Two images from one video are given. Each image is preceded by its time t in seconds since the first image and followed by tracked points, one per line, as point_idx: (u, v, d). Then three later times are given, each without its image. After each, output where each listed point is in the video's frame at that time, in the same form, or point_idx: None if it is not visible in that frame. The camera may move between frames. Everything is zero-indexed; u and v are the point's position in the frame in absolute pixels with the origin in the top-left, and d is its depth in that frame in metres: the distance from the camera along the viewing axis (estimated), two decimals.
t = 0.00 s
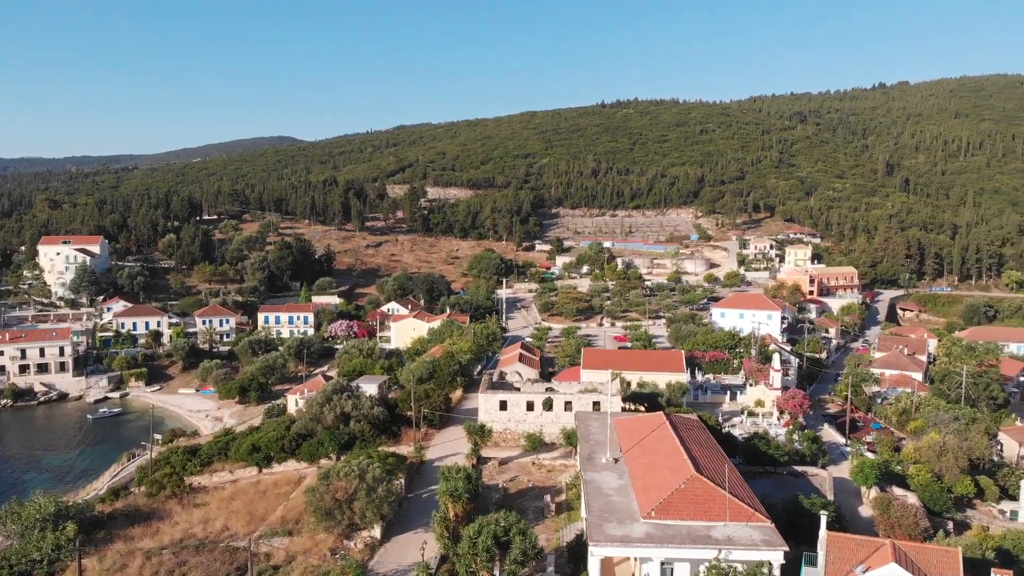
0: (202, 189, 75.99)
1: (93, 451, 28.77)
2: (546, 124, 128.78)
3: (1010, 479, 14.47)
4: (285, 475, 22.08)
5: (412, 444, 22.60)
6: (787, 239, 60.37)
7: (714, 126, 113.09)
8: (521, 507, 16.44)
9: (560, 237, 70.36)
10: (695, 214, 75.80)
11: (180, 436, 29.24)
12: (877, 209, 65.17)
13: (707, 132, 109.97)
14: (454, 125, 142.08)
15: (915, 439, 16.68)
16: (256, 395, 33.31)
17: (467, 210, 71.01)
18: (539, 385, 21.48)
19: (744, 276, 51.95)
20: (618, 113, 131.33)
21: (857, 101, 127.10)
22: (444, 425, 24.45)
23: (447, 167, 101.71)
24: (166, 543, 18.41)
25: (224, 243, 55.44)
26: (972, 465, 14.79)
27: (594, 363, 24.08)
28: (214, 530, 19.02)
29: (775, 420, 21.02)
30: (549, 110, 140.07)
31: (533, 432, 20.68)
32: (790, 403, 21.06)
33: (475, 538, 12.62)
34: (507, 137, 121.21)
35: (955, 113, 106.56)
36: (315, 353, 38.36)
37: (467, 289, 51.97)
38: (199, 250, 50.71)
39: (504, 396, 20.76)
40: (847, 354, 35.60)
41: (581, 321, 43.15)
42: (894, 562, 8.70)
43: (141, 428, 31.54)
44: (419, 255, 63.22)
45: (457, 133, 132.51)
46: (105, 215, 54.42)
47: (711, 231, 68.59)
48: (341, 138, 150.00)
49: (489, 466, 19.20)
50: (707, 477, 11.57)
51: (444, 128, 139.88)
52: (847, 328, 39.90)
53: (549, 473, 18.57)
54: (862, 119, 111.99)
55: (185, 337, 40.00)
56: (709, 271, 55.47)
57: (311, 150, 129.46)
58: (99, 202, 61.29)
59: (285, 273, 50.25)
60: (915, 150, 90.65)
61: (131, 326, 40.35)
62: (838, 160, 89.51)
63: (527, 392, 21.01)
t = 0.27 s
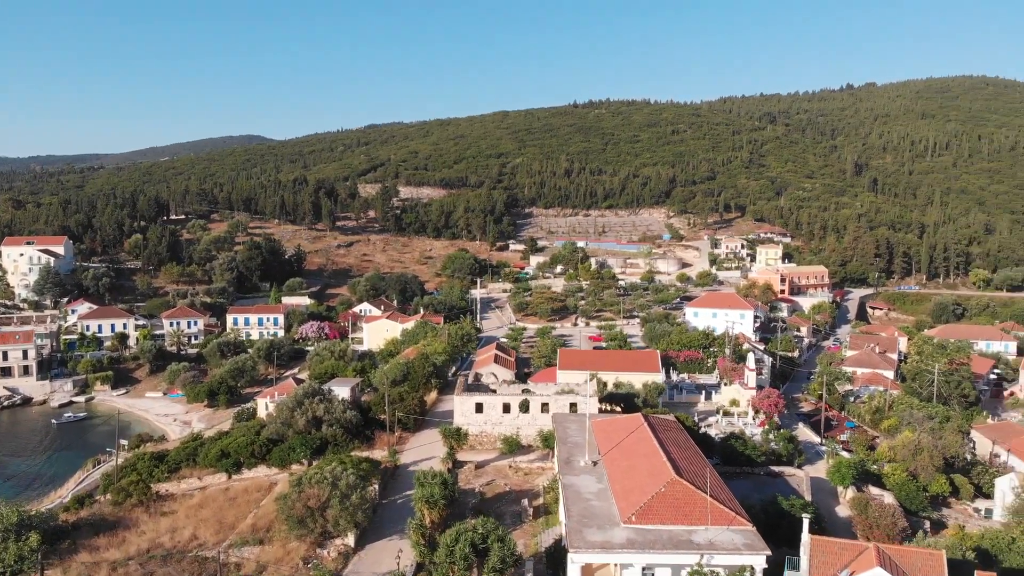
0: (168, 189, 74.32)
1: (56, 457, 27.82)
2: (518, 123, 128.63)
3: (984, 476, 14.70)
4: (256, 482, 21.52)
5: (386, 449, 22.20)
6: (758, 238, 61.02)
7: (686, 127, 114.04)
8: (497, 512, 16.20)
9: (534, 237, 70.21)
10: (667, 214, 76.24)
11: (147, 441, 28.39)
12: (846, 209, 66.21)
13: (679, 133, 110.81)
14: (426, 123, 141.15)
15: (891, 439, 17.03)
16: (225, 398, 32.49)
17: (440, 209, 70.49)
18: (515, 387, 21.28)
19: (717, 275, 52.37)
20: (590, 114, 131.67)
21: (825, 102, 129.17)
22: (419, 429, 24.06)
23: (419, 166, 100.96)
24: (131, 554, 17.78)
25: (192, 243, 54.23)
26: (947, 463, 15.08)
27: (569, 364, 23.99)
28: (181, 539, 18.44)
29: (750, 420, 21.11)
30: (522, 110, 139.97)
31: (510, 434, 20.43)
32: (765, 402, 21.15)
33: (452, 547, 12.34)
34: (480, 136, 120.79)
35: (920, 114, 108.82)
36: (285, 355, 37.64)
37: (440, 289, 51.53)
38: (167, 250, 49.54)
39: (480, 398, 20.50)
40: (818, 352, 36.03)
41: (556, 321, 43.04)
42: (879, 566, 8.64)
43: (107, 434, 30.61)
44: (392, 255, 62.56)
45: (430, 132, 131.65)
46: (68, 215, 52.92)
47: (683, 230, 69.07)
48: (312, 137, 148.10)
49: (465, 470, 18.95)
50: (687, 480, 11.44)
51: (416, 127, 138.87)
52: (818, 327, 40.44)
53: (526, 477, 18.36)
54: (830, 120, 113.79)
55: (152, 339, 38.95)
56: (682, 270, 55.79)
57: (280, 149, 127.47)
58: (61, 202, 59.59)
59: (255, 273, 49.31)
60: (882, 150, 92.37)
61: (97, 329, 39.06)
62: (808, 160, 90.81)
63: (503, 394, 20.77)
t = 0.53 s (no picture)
0: (132, 188, 72.55)
1: (17, 464, 26.83)
2: (491, 122, 128.33)
3: (957, 474, 14.98)
4: (225, 488, 20.95)
5: (359, 453, 21.78)
6: (729, 238, 61.64)
7: (657, 127, 114.87)
8: (473, 517, 15.95)
9: (507, 236, 70.00)
10: (639, 213, 76.61)
11: (113, 447, 27.54)
12: (815, 208, 67.20)
13: (650, 133, 111.54)
14: (398, 122, 140.06)
15: (865, 437, 17.34)
16: (193, 402, 31.64)
17: (412, 208, 69.88)
18: (491, 388, 21.04)
19: (689, 275, 52.73)
20: (562, 114, 131.89)
21: (794, 102, 131.14)
22: (393, 432, 23.68)
23: (390, 165, 100.06)
24: (94, 566, 17.14)
25: (158, 243, 52.94)
26: (921, 461, 15.41)
27: (545, 365, 23.84)
28: (147, 549, 17.85)
29: (725, 420, 21.19)
30: (494, 109, 139.66)
31: (486, 437, 20.19)
32: (740, 401, 21.23)
33: (427, 555, 12.06)
34: (452, 135, 120.18)
35: (886, 115, 111.07)
36: (255, 357, 36.86)
37: (413, 289, 51.05)
38: (132, 251, 48.26)
39: (455, 401, 20.20)
40: (789, 351, 36.45)
41: (530, 321, 42.90)
42: (863, 571, 8.60)
43: (71, 439, 29.64)
44: (363, 255, 61.84)
45: (401, 131, 130.60)
46: (28, 216, 51.33)
47: (655, 230, 69.48)
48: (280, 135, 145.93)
49: (440, 474, 18.68)
50: (666, 483, 11.30)
51: (387, 126, 137.67)
52: (789, 326, 40.92)
53: (502, 480, 18.13)
54: (799, 120, 115.54)
55: (117, 342, 37.84)
56: (655, 270, 56.07)
57: (249, 148, 125.31)
58: (20, 201, 57.75)
59: (223, 274, 48.31)
60: (850, 151, 94.01)
61: (60, 332, 37.75)
62: (777, 160, 92.07)
63: (478, 396, 20.50)
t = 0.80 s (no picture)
0: (95, 188, 70.56)
1: None
2: (462, 122, 127.83)
3: (930, 473, 15.24)
4: (192, 496, 20.30)
5: (330, 459, 21.30)
6: (700, 237, 62.15)
7: (627, 128, 115.55)
8: (449, 523, 15.66)
9: (479, 236, 69.65)
10: (611, 213, 76.86)
11: (77, 454, 26.54)
12: (784, 208, 68.14)
13: (621, 133, 112.10)
14: (368, 121, 138.77)
15: (840, 437, 17.58)
16: (159, 406, 30.69)
17: (383, 208, 69.13)
18: (465, 391, 20.76)
19: (660, 274, 53.00)
20: (533, 113, 131.88)
21: (762, 103, 132.99)
22: (365, 436, 23.24)
23: (360, 164, 98.96)
24: None
25: (122, 244, 51.50)
26: (895, 460, 15.71)
27: (520, 367, 23.65)
28: (111, 561, 17.20)
29: (700, 420, 21.22)
30: (465, 109, 139.10)
31: (461, 441, 19.91)
32: (714, 401, 21.28)
33: (402, 565, 11.73)
34: (423, 134, 119.36)
35: (852, 116, 113.19)
36: (223, 360, 35.99)
37: (385, 290, 50.44)
38: (96, 252, 46.85)
39: (430, 404, 19.87)
40: (760, 350, 36.81)
41: (504, 321, 42.68)
42: None
43: (32, 446, 28.52)
44: (333, 256, 60.98)
45: (371, 129, 129.39)
46: None
47: (627, 230, 69.78)
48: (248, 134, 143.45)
49: (414, 479, 18.36)
50: (647, 487, 11.13)
51: (357, 125, 136.26)
52: (760, 325, 41.33)
53: (478, 485, 17.87)
54: (767, 121, 117.17)
55: (81, 345, 36.61)
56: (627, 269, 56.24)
57: (216, 147, 122.98)
58: None
59: (189, 275, 47.16)
60: (817, 151, 95.55)
61: (22, 335, 36.65)
62: (747, 160, 93.19)
63: (453, 400, 20.21)
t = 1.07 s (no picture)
0: (53, 187, 68.42)
1: None
2: (432, 121, 127.06)
3: (903, 471, 15.52)
4: (157, 504, 19.61)
5: (299, 465, 20.73)
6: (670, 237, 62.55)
7: (597, 128, 116.02)
8: (422, 529, 15.35)
9: (451, 236, 69.19)
10: (582, 213, 77.01)
11: (39, 461, 25.47)
12: (752, 208, 69.01)
13: (591, 133, 112.49)
14: (336, 120, 137.13)
15: (813, 436, 17.76)
16: (122, 411, 29.67)
17: (353, 208, 68.29)
18: (438, 394, 20.44)
19: (632, 274, 53.19)
20: (504, 113, 131.69)
21: (730, 104, 134.70)
22: (336, 441, 22.73)
23: (329, 163, 97.68)
24: None
25: (83, 245, 49.98)
26: (868, 459, 15.96)
27: (494, 369, 23.47)
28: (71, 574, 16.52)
29: (674, 420, 21.22)
30: (435, 108, 138.28)
31: (435, 445, 19.58)
32: (688, 401, 21.31)
33: (376, 575, 11.40)
34: (392, 133, 118.37)
35: (818, 117, 115.23)
36: (189, 363, 35.04)
37: (354, 291, 49.75)
38: (57, 253, 45.38)
39: (402, 408, 19.51)
40: (731, 349, 37.13)
41: (476, 322, 42.40)
42: None
43: None
44: (301, 256, 60.00)
45: (340, 128, 127.87)
46: None
47: (598, 230, 69.98)
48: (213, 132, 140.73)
49: (387, 485, 18.01)
50: (625, 491, 10.98)
51: (325, 124, 134.57)
52: (730, 324, 41.71)
53: (452, 489, 17.59)
54: (735, 122, 118.65)
55: (42, 348, 35.35)
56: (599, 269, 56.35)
57: (180, 145, 120.37)
58: None
59: (154, 276, 45.92)
60: (784, 152, 97.01)
61: None
62: (716, 161, 94.21)
63: (426, 403, 19.86)
